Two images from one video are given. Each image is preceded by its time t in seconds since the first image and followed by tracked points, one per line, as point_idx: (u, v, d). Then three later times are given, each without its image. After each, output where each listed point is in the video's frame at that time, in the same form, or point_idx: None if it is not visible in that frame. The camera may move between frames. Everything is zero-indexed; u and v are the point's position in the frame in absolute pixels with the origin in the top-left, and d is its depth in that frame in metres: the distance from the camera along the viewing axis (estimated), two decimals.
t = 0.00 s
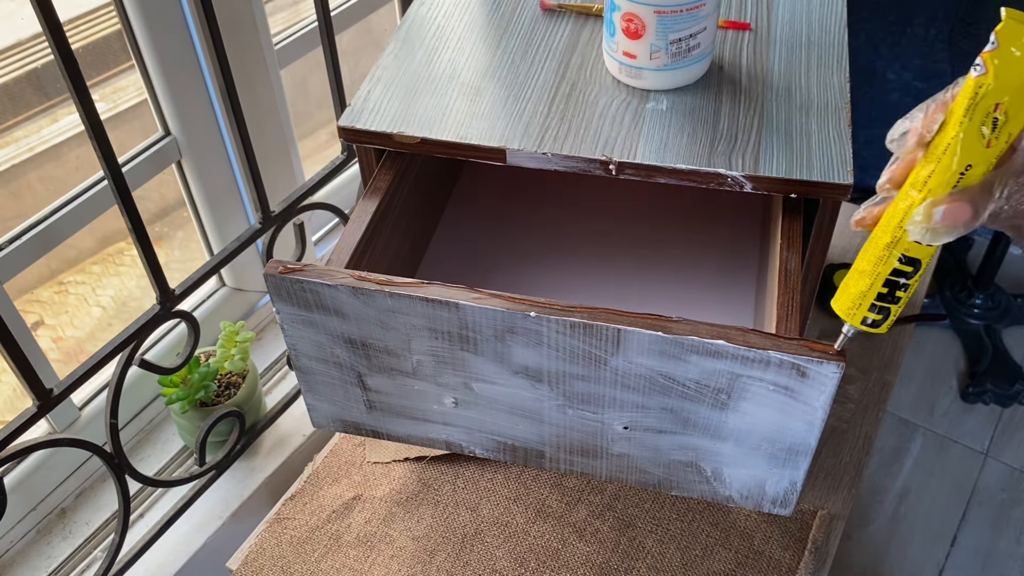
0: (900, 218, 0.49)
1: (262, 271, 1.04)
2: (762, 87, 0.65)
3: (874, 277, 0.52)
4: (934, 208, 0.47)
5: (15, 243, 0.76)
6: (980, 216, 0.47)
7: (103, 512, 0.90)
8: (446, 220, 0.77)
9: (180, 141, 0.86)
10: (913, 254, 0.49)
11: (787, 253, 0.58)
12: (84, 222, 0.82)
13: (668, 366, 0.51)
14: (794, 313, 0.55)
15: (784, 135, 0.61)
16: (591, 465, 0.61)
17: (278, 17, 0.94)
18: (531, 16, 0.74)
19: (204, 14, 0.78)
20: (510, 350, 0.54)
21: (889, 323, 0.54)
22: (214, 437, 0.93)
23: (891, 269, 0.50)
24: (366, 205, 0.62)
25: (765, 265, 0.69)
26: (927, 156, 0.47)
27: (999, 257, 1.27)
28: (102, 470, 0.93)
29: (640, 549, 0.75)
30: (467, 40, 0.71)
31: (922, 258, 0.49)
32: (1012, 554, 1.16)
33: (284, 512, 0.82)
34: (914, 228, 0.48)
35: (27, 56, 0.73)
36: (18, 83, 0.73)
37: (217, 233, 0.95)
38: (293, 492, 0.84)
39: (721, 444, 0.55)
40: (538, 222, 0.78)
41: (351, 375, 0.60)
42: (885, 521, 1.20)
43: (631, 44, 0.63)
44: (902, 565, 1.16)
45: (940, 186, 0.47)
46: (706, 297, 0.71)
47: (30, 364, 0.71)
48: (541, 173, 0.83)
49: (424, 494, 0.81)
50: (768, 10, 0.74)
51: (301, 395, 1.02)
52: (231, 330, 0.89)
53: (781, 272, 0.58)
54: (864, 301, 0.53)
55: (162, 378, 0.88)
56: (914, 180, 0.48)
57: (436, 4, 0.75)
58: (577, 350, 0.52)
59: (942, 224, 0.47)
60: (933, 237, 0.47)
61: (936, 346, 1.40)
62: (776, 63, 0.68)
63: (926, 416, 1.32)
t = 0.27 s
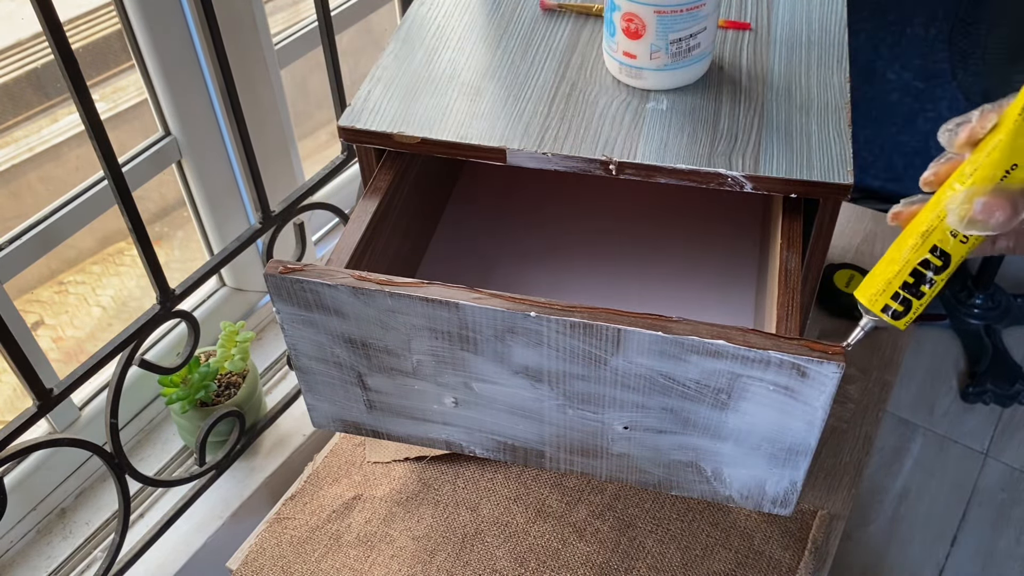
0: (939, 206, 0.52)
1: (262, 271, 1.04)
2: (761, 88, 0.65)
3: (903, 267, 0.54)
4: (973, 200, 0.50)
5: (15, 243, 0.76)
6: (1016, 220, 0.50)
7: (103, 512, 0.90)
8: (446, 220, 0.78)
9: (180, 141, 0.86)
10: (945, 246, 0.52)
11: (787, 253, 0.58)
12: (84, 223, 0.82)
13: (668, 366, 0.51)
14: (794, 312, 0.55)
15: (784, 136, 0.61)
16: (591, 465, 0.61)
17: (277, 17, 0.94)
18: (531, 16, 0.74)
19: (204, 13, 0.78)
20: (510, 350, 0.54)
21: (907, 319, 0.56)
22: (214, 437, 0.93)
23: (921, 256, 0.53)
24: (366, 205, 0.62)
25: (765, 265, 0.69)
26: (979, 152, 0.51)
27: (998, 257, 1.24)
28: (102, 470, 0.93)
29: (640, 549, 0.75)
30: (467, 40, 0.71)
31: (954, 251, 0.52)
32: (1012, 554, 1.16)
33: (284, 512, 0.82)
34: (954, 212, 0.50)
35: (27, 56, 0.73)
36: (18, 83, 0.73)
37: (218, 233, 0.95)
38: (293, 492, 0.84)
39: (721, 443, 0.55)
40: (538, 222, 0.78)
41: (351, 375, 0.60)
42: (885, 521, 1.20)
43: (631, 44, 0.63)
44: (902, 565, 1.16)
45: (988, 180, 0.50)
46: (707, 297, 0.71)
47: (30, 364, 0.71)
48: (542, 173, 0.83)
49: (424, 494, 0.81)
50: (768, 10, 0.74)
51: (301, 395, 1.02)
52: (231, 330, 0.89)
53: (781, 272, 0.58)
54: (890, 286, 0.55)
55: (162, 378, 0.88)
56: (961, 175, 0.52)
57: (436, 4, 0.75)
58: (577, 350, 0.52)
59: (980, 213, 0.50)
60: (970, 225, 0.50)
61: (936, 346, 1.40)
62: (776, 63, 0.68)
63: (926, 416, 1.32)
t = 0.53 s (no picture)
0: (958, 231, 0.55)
1: (262, 271, 1.04)
2: (761, 88, 0.65)
3: (916, 284, 0.54)
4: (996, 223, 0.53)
5: (15, 243, 0.76)
6: None
7: (103, 512, 0.90)
8: (446, 220, 0.78)
9: (180, 141, 0.86)
10: (961, 268, 0.54)
11: (787, 253, 0.58)
12: (83, 223, 0.82)
13: (669, 366, 0.51)
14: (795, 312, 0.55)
15: (784, 136, 0.61)
16: (591, 465, 0.61)
17: (277, 17, 0.94)
18: (531, 16, 0.74)
19: (204, 13, 0.78)
20: (510, 350, 0.54)
21: (913, 341, 0.54)
22: (214, 437, 0.93)
23: (938, 271, 0.54)
24: (366, 205, 0.62)
25: (765, 265, 0.69)
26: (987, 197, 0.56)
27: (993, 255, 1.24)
28: (102, 470, 0.93)
29: (640, 549, 0.75)
30: (467, 40, 0.71)
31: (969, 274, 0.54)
32: (1011, 554, 1.16)
33: (284, 512, 0.82)
34: (977, 229, 0.53)
35: (27, 56, 0.73)
36: (18, 83, 0.73)
37: (218, 233, 0.95)
38: (293, 492, 0.84)
39: (721, 443, 0.55)
40: (538, 222, 0.78)
41: (351, 375, 0.60)
42: (885, 521, 1.20)
43: (631, 44, 0.63)
44: (902, 565, 1.16)
45: (1010, 212, 0.53)
46: (707, 297, 0.71)
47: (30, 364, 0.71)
48: (541, 173, 0.83)
49: (424, 494, 0.81)
50: (768, 10, 0.74)
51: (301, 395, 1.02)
52: (231, 330, 0.89)
53: (781, 272, 0.58)
54: (902, 300, 0.54)
55: (162, 378, 0.88)
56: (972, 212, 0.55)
57: (436, 4, 0.75)
58: (577, 350, 0.52)
59: (1001, 238, 0.53)
60: (990, 244, 0.53)
61: (936, 346, 1.40)
62: (776, 63, 0.68)
63: (926, 416, 1.32)
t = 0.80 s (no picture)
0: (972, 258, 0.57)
1: (262, 271, 1.04)
2: (761, 88, 0.65)
3: (925, 299, 0.56)
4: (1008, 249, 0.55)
5: (15, 243, 0.76)
6: None
7: (103, 512, 0.90)
8: (445, 220, 0.77)
9: (180, 141, 0.87)
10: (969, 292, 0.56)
11: (787, 253, 0.58)
12: (83, 223, 0.82)
13: (668, 366, 0.51)
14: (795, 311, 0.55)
15: (784, 136, 0.61)
16: (591, 465, 0.61)
17: (277, 17, 0.94)
18: (531, 16, 0.74)
19: (204, 13, 0.78)
20: (510, 350, 0.54)
21: (913, 355, 0.56)
22: (214, 437, 0.93)
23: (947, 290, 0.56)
24: (366, 205, 0.62)
25: (765, 265, 0.69)
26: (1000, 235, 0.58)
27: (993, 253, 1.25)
28: (102, 470, 0.93)
29: (640, 550, 0.75)
30: (467, 40, 0.71)
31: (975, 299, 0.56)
32: (1011, 554, 1.16)
33: (284, 512, 0.82)
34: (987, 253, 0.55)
35: (27, 56, 0.73)
36: (18, 83, 0.73)
37: (218, 233, 0.95)
38: (293, 492, 0.84)
39: (721, 444, 0.55)
40: (538, 222, 0.78)
41: (351, 375, 0.60)
42: (884, 521, 1.20)
43: (631, 44, 0.63)
44: (902, 565, 1.16)
45: (1023, 243, 0.55)
46: (706, 296, 0.71)
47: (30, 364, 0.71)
48: (541, 173, 0.83)
49: (424, 494, 0.81)
50: (768, 10, 0.74)
51: (301, 395, 1.02)
52: (231, 330, 0.89)
53: (781, 272, 0.58)
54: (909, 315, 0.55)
55: (162, 378, 0.88)
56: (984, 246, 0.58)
57: (436, 4, 0.75)
58: (577, 350, 0.52)
59: (1010, 265, 0.54)
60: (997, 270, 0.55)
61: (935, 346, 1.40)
62: (775, 63, 0.68)
63: (926, 416, 1.32)
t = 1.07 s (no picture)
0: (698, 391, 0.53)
1: (262, 271, 1.03)
2: (762, 86, 0.65)
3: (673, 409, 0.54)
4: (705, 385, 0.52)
5: (15, 243, 0.76)
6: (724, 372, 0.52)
7: (103, 512, 0.90)
8: (446, 219, 0.77)
9: (180, 141, 0.87)
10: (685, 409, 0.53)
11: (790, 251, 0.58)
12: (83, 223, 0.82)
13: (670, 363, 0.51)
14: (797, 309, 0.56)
15: (786, 136, 0.61)
16: (593, 462, 0.61)
17: (277, 17, 0.94)
18: (532, 15, 0.74)
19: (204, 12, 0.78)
20: (511, 347, 0.54)
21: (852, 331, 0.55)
22: (213, 437, 0.92)
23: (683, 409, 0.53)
24: (366, 204, 0.62)
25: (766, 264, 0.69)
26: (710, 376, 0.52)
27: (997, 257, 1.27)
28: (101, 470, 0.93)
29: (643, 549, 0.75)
30: (468, 39, 0.71)
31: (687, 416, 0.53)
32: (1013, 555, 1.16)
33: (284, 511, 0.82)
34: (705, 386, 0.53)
35: (27, 55, 0.73)
36: (18, 82, 0.73)
37: (218, 233, 0.95)
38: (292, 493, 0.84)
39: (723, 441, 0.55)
40: (539, 221, 0.78)
41: (352, 373, 0.59)
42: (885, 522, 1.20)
43: (631, 43, 0.63)
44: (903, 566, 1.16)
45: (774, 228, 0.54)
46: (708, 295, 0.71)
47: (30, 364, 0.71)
48: (541, 173, 0.83)
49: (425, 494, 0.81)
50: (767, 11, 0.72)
51: (301, 395, 1.02)
52: (231, 330, 0.89)
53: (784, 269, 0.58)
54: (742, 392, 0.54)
55: (162, 377, 0.88)
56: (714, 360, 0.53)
57: (437, 3, 0.75)
58: (578, 346, 0.52)
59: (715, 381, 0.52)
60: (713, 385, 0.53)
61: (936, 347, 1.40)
62: (776, 61, 0.68)
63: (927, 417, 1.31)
